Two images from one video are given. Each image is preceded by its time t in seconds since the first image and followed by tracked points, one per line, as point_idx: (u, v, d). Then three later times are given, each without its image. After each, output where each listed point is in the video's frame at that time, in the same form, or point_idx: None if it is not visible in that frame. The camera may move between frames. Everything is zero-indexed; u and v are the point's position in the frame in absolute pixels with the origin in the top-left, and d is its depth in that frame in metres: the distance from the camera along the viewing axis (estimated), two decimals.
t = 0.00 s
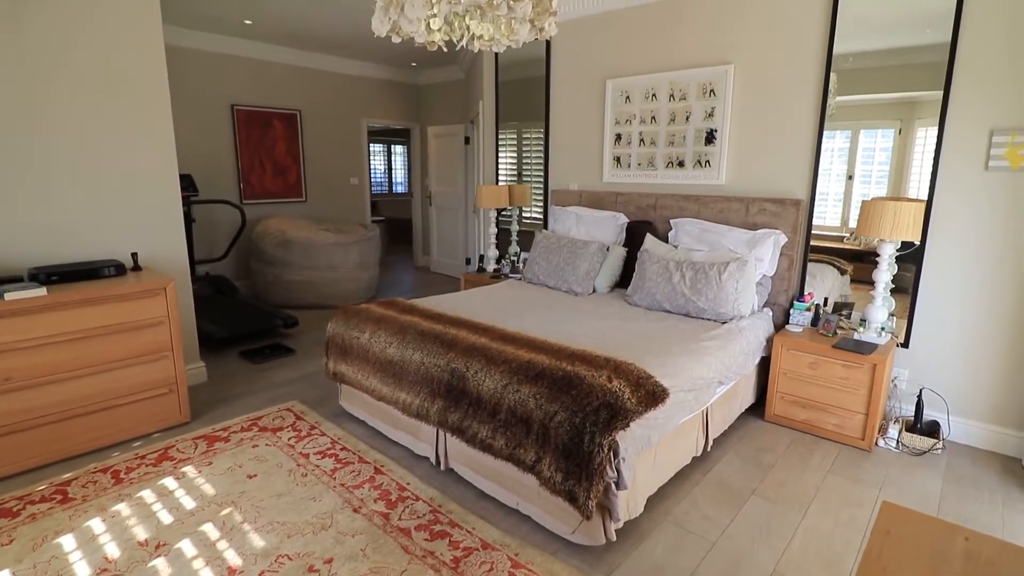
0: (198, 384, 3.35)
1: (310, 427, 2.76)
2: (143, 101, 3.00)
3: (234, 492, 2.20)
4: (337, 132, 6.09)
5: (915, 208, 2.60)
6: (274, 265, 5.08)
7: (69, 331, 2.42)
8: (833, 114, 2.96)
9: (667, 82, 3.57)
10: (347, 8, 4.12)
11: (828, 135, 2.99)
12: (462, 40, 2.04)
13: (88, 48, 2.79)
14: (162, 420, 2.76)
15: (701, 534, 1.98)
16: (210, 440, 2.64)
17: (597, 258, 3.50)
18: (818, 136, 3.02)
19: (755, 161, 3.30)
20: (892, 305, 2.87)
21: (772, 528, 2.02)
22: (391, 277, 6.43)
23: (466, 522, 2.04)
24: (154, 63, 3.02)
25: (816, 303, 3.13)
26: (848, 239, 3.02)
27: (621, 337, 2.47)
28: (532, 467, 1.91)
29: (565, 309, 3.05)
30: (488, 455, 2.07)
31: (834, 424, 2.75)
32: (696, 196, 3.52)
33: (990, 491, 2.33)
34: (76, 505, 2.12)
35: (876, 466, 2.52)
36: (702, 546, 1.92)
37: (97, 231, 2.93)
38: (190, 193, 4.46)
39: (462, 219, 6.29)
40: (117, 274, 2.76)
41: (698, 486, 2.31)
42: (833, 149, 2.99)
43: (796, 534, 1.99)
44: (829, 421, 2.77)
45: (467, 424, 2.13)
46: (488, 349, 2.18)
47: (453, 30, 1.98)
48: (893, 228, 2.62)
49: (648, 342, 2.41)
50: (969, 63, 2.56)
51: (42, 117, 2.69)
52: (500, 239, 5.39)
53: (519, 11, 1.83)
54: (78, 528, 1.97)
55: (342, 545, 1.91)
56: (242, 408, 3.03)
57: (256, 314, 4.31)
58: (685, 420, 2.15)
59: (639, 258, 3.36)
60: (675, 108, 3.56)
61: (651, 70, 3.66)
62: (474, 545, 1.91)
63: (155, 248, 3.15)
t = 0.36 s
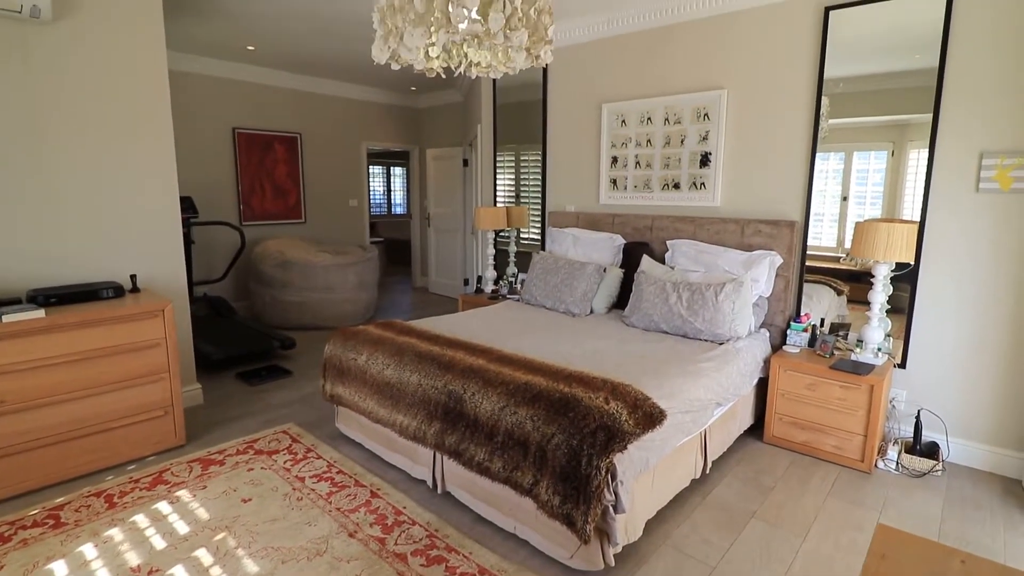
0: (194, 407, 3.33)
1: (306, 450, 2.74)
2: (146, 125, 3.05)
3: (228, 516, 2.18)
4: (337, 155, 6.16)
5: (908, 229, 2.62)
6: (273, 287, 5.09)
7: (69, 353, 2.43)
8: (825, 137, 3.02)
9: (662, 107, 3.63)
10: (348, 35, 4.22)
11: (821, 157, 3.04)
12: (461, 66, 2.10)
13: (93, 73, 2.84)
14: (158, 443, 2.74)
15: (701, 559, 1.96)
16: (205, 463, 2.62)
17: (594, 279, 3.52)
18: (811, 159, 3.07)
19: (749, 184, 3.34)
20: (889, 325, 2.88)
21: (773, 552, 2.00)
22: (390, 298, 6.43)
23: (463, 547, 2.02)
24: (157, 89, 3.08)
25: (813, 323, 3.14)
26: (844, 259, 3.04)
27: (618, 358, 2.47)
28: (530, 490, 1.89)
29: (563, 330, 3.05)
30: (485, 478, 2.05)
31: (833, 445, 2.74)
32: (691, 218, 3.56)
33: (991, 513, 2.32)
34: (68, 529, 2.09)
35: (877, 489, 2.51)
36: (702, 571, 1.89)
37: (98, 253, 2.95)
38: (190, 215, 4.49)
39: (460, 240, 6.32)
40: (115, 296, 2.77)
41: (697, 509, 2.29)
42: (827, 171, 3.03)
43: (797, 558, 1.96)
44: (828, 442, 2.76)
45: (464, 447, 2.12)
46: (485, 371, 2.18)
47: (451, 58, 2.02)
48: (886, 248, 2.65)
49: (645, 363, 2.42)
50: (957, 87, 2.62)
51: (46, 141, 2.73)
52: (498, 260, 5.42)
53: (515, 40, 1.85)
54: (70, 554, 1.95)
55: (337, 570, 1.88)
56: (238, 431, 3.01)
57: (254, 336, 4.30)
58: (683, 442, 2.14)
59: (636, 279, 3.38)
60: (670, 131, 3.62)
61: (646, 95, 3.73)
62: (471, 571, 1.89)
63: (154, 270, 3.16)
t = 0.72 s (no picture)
0: (192, 428, 3.31)
1: (303, 473, 2.72)
2: (150, 147, 3.09)
3: (224, 540, 2.15)
4: (338, 176, 6.23)
5: (905, 250, 2.64)
6: (273, 306, 5.10)
7: (69, 374, 2.43)
8: (821, 158, 3.06)
9: (659, 129, 3.68)
10: (351, 59, 4.29)
11: (818, 178, 3.08)
12: (461, 90, 2.14)
13: (98, 96, 2.89)
14: (154, 465, 2.71)
15: None
16: (201, 486, 2.60)
17: (593, 299, 3.53)
18: (807, 180, 3.10)
19: (747, 204, 3.37)
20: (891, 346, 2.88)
21: None
22: (390, 318, 6.43)
23: (462, 571, 1.99)
24: (163, 112, 3.13)
25: (813, 343, 3.14)
26: (842, 279, 3.06)
27: (618, 379, 2.47)
28: (529, 513, 1.87)
29: (563, 350, 3.05)
30: (484, 501, 2.03)
31: (836, 467, 2.72)
32: (690, 238, 3.58)
33: (996, 536, 2.29)
34: (62, 553, 2.07)
35: (880, 511, 2.48)
36: None
37: (100, 274, 2.97)
38: (192, 236, 4.52)
39: (461, 260, 6.35)
40: (115, 316, 2.78)
41: (699, 532, 2.26)
42: (824, 191, 3.06)
43: None
44: (830, 464, 2.74)
45: (463, 469, 2.10)
46: (484, 392, 2.18)
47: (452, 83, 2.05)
48: (883, 269, 2.66)
49: (645, 384, 2.41)
50: (949, 111, 2.66)
51: (50, 164, 2.76)
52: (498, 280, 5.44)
53: (513, 66, 1.88)
54: None
55: None
56: (235, 452, 2.98)
57: (253, 356, 4.29)
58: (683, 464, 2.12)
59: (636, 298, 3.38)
60: (668, 153, 3.66)
61: (643, 117, 3.79)
62: None
63: (155, 290, 3.18)
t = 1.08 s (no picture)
0: (189, 445, 3.29)
1: (301, 491, 2.69)
2: (152, 164, 3.12)
3: (219, 559, 2.13)
4: (339, 192, 6.26)
5: (903, 265, 2.65)
6: (272, 322, 5.10)
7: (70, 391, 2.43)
8: (819, 174, 3.08)
9: (657, 146, 3.72)
10: (353, 77, 4.35)
11: (817, 194, 3.09)
12: (461, 109, 2.17)
13: (103, 113, 2.92)
14: (151, 482, 2.70)
15: None
16: (198, 504, 2.57)
17: (593, 314, 3.53)
18: (805, 196, 3.12)
19: (746, 220, 3.39)
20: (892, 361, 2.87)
21: None
22: (389, 333, 6.42)
23: None
24: (166, 129, 3.16)
25: (813, 359, 3.14)
26: (842, 294, 3.06)
27: (619, 395, 2.46)
28: (528, 531, 1.85)
29: (563, 366, 3.05)
30: (483, 519, 2.01)
31: (838, 484, 2.69)
32: (689, 253, 3.59)
33: (1002, 555, 2.26)
34: (56, 573, 2.04)
35: (884, 529, 2.45)
36: None
37: (100, 290, 2.97)
38: (193, 252, 4.53)
39: (461, 275, 6.36)
40: (114, 332, 2.78)
41: (700, 552, 2.23)
42: (823, 207, 3.08)
43: None
44: (832, 481, 2.71)
45: (462, 487, 2.08)
46: (483, 408, 2.17)
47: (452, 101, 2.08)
48: (883, 284, 2.66)
49: (645, 400, 2.40)
50: (945, 128, 2.69)
51: (53, 181, 2.78)
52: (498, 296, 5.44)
53: (512, 85, 1.91)
54: None
55: None
56: (232, 470, 2.96)
57: (252, 373, 4.27)
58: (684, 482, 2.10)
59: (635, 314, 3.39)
60: (666, 169, 3.69)
61: (641, 135, 3.83)
62: None
63: (154, 306, 3.18)
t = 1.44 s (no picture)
0: (187, 459, 3.27)
1: (298, 505, 2.67)
2: (153, 176, 3.13)
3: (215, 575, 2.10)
4: (339, 205, 6.29)
5: (902, 276, 2.66)
6: (272, 334, 5.09)
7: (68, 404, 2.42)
8: (817, 187, 3.10)
9: (655, 158, 3.74)
10: (354, 91, 4.39)
11: (815, 206, 3.11)
12: (461, 122, 2.18)
13: (104, 126, 2.94)
14: (148, 496, 2.68)
15: None
16: (195, 518, 2.55)
17: (592, 327, 3.52)
18: (804, 208, 3.14)
19: (744, 232, 3.41)
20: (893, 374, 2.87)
21: None
22: (389, 345, 6.41)
23: None
24: (166, 141, 3.18)
25: (814, 371, 3.13)
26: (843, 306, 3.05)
27: (618, 408, 2.45)
28: (528, 546, 1.84)
29: (562, 379, 3.04)
30: (482, 533, 2.00)
31: (839, 497, 2.67)
32: (688, 266, 3.60)
33: (1006, 569, 2.24)
34: None
35: (886, 544, 2.43)
36: None
37: (100, 302, 2.97)
38: (194, 264, 4.54)
39: (460, 287, 6.36)
40: (112, 344, 2.77)
41: (701, 566, 2.21)
42: (822, 219, 3.09)
43: None
44: (834, 494, 2.70)
45: (461, 501, 2.07)
46: (482, 421, 2.16)
47: (452, 116, 2.10)
48: (881, 297, 2.67)
49: (645, 413, 2.39)
50: (941, 141, 2.72)
51: (55, 194, 2.80)
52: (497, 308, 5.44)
53: (512, 99, 1.93)
54: None
55: None
56: (230, 483, 2.94)
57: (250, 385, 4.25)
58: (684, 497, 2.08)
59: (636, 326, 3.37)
60: (665, 182, 3.71)
61: (640, 148, 3.85)
62: None
63: (153, 318, 3.18)
